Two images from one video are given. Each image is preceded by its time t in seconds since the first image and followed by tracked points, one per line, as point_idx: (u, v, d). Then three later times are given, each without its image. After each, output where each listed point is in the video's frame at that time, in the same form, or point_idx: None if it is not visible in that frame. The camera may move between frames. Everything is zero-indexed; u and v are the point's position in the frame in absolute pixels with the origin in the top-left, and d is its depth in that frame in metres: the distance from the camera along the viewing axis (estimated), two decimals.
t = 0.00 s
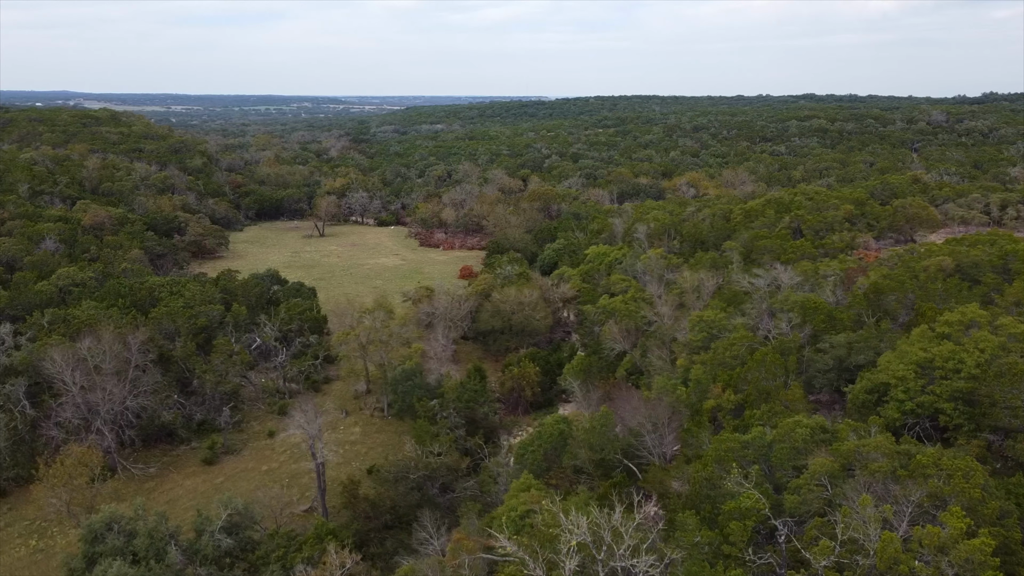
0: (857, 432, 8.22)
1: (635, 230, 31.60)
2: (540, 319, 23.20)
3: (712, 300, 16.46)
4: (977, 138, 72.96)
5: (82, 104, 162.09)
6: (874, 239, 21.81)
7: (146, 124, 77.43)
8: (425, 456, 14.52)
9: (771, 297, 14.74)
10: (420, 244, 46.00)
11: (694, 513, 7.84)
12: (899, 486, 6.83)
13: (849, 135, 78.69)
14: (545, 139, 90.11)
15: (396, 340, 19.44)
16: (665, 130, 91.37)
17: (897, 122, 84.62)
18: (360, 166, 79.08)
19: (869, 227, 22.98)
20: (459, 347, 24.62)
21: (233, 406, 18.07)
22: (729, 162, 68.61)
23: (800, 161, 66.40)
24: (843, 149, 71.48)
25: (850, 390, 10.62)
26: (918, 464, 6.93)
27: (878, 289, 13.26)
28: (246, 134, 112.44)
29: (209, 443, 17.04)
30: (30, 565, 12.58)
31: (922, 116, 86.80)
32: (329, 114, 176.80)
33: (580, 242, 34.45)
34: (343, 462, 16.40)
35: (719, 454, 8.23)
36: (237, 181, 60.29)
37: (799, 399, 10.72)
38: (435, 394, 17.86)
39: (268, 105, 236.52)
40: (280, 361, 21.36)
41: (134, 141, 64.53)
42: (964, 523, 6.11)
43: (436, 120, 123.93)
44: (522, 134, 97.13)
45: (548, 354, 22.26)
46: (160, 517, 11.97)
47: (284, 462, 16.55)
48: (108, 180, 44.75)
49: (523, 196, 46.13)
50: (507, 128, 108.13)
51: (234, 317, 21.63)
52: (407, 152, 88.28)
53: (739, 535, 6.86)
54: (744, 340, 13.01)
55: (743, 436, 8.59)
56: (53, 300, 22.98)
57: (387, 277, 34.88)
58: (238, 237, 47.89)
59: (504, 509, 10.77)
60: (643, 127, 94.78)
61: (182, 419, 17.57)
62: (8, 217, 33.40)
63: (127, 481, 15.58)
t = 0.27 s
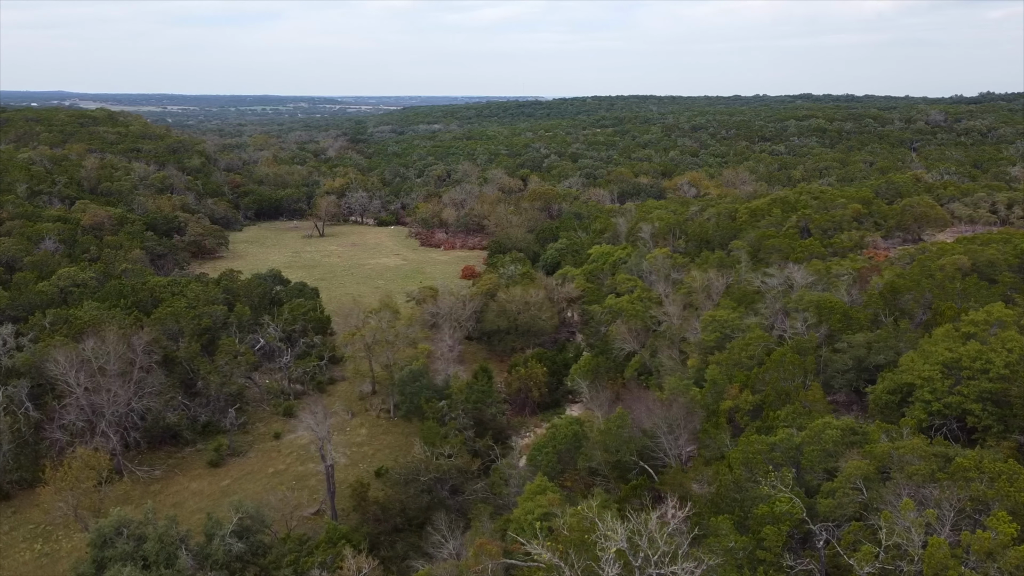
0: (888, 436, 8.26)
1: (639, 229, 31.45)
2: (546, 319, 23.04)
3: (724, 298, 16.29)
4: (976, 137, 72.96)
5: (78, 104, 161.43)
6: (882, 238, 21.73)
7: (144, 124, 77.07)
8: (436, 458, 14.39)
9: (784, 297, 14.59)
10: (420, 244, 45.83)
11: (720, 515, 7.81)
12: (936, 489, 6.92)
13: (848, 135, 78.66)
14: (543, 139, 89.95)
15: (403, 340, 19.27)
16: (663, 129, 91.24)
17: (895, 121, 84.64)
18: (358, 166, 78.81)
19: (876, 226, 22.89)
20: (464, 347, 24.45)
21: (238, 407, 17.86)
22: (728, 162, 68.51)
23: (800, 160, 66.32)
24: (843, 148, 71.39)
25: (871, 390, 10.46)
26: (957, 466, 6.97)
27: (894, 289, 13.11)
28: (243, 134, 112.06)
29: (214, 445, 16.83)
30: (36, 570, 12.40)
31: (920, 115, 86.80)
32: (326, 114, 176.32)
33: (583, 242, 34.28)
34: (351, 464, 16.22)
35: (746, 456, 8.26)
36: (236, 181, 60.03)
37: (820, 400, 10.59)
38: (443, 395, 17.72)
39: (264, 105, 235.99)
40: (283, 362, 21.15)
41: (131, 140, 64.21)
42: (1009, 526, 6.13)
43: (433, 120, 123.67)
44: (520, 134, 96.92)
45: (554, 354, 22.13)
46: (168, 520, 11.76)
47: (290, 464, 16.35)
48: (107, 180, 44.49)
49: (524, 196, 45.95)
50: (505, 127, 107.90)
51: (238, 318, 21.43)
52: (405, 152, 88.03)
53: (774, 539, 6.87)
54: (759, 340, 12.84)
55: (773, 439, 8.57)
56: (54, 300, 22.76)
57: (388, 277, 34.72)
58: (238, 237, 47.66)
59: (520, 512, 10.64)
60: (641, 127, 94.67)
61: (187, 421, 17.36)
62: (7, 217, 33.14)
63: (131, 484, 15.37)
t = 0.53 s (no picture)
0: (920, 438, 8.24)
1: (643, 229, 31.30)
2: (552, 319, 22.90)
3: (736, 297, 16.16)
4: (975, 137, 72.95)
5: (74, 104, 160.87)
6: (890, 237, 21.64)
7: (141, 124, 76.70)
8: (447, 460, 14.26)
9: (798, 296, 14.44)
10: (421, 244, 45.67)
11: (748, 519, 7.77)
12: (977, 492, 6.92)
13: (847, 134, 78.62)
14: (542, 139, 89.80)
15: (410, 340, 19.12)
16: (662, 129, 91.15)
17: (894, 120, 84.64)
18: (357, 166, 78.61)
19: (883, 225, 22.80)
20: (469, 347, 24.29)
21: (243, 409, 17.67)
22: (728, 162, 68.42)
23: (800, 159, 66.24)
24: (843, 148, 71.33)
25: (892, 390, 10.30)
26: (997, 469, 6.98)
27: (911, 287, 12.99)
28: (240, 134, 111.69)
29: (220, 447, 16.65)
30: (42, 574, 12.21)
31: (919, 115, 86.78)
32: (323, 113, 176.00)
33: (586, 242, 34.12)
34: (358, 466, 16.07)
35: (776, 458, 8.24)
36: (235, 181, 59.78)
37: (841, 400, 10.46)
38: (451, 396, 17.57)
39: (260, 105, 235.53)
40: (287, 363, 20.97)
41: (129, 140, 63.90)
42: None
43: (431, 120, 123.43)
44: (518, 134, 96.76)
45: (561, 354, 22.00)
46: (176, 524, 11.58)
47: (297, 466, 16.18)
48: (106, 180, 44.23)
49: (525, 196, 45.77)
50: (503, 127, 107.70)
51: (242, 318, 21.24)
52: (404, 152, 87.79)
53: (811, 544, 6.86)
54: (775, 340, 12.69)
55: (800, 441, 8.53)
56: (56, 301, 22.52)
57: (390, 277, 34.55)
58: (237, 237, 47.43)
59: (538, 514, 10.53)
60: (640, 127, 94.57)
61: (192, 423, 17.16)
62: (6, 217, 32.88)
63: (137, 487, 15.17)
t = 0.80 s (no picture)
0: (955, 440, 8.16)
1: (646, 229, 31.16)
2: (558, 319, 22.74)
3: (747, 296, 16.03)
4: (974, 136, 72.92)
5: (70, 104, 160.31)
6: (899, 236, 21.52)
7: (138, 123, 76.32)
8: (457, 462, 14.13)
9: (813, 295, 14.29)
10: (422, 244, 45.47)
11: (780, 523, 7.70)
12: (1019, 496, 6.86)
13: (846, 134, 78.56)
14: (541, 138, 89.62)
15: (416, 340, 18.96)
16: (660, 129, 91.02)
17: (892, 120, 84.60)
18: (356, 165, 78.37)
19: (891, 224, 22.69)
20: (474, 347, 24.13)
21: (249, 411, 17.45)
22: (728, 161, 68.31)
23: (799, 159, 66.16)
24: (842, 147, 71.24)
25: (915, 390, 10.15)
26: None
27: (927, 286, 12.87)
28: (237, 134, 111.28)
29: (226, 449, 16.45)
30: None
31: (917, 114, 86.74)
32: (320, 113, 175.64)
33: (589, 241, 33.96)
34: (366, 468, 15.91)
35: (808, 460, 8.17)
36: (233, 181, 59.50)
37: (863, 401, 10.33)
38: (460, 397, 17.41)
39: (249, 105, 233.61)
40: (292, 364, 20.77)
41: (127, 140, 63.57)
42: None
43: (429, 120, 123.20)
44: (516, 133, 96.58)
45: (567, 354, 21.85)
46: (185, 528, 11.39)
47: (304, 468, 15.99)
48: (104, 180, 43.95)
49: (526, 195, 45.60)
50: (501, 127, 107.47)
51: (246, 318, 21.03)
52: (402, 151, 87.55)
53: (850, 549, 6.82)
54: (792, 340, 12.55)
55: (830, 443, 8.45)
56: (57, 301, 22.28)
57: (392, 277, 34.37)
58: (237, 237, 47.19)
59: (555, 519, 10.27)
60: (638, 127, 94.45)
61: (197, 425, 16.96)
62: (5, 217, 32.62)
63: (143, 489, 14.97)
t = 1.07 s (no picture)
0: (990, 443, 8.10)
1: (650, 228, 30.99)
2: (564, 320, 22.61)
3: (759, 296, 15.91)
4: (973, 135, 72.91)
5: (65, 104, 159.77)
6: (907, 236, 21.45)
7: (135, 122, 75.95)
8: (468, 464, 13.99)
9: (827, 295, 14.18)
10: (423, 244, 45.29)
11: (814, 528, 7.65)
12: None
13: (845, 133, 78.52)
14: (539, 138, 89.46)
15: (423, 340, 18.81)
16: (659, 129, 90.91)
17: (891, 119, 84.58)
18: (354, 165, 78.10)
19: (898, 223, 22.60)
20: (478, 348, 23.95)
21: (254, 412, 17.26)
22: (728, 161, 68.20)
23: (799, 159, 66.09)
24: (841, 147, 71.20)
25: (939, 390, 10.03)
26: None
27: (945, 285, 12.74)
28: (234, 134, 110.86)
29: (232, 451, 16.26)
30: None
31: (916, 114, 86.72)
32: (316, 113, 175.19)
33: (591, 241, 33.80)
34: (374, 469, 15.76)
35: (840, 462, 8.12)
36: (231, 181, 59.21)
37: (885, 402, 10.22)
38: (468, 397, 17.28)
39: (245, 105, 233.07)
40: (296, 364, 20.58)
41: (125, 139, 63.25)
42: None
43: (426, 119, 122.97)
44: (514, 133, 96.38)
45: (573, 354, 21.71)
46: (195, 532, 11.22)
47: (311, 470, 15.81)
48: (103, 180, 43.68)
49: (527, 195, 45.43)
50: (499, 126, 107.24)
51: (250, 318, 20.82)
52: (400, 151, 87.32)
53: (891, 555, 6.83)
54: (809, 339, 12.41)
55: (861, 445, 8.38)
56: (58, 302, 22.06)
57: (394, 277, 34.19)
58: (236, 237, 46.95)
59: (573, 522, 10.10)
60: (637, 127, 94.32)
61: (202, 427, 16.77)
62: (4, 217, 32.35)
63: (148, 492, 14.78)
